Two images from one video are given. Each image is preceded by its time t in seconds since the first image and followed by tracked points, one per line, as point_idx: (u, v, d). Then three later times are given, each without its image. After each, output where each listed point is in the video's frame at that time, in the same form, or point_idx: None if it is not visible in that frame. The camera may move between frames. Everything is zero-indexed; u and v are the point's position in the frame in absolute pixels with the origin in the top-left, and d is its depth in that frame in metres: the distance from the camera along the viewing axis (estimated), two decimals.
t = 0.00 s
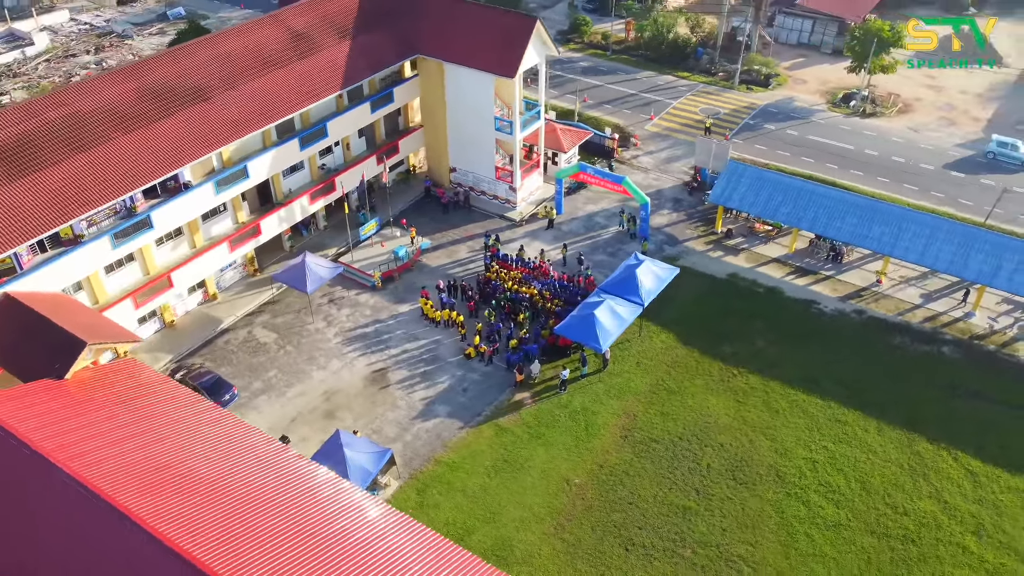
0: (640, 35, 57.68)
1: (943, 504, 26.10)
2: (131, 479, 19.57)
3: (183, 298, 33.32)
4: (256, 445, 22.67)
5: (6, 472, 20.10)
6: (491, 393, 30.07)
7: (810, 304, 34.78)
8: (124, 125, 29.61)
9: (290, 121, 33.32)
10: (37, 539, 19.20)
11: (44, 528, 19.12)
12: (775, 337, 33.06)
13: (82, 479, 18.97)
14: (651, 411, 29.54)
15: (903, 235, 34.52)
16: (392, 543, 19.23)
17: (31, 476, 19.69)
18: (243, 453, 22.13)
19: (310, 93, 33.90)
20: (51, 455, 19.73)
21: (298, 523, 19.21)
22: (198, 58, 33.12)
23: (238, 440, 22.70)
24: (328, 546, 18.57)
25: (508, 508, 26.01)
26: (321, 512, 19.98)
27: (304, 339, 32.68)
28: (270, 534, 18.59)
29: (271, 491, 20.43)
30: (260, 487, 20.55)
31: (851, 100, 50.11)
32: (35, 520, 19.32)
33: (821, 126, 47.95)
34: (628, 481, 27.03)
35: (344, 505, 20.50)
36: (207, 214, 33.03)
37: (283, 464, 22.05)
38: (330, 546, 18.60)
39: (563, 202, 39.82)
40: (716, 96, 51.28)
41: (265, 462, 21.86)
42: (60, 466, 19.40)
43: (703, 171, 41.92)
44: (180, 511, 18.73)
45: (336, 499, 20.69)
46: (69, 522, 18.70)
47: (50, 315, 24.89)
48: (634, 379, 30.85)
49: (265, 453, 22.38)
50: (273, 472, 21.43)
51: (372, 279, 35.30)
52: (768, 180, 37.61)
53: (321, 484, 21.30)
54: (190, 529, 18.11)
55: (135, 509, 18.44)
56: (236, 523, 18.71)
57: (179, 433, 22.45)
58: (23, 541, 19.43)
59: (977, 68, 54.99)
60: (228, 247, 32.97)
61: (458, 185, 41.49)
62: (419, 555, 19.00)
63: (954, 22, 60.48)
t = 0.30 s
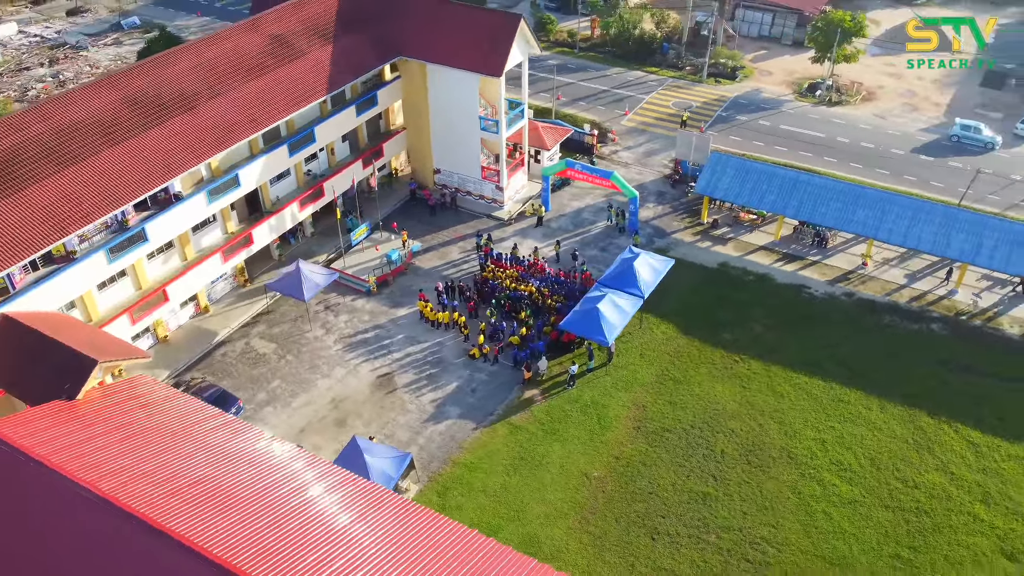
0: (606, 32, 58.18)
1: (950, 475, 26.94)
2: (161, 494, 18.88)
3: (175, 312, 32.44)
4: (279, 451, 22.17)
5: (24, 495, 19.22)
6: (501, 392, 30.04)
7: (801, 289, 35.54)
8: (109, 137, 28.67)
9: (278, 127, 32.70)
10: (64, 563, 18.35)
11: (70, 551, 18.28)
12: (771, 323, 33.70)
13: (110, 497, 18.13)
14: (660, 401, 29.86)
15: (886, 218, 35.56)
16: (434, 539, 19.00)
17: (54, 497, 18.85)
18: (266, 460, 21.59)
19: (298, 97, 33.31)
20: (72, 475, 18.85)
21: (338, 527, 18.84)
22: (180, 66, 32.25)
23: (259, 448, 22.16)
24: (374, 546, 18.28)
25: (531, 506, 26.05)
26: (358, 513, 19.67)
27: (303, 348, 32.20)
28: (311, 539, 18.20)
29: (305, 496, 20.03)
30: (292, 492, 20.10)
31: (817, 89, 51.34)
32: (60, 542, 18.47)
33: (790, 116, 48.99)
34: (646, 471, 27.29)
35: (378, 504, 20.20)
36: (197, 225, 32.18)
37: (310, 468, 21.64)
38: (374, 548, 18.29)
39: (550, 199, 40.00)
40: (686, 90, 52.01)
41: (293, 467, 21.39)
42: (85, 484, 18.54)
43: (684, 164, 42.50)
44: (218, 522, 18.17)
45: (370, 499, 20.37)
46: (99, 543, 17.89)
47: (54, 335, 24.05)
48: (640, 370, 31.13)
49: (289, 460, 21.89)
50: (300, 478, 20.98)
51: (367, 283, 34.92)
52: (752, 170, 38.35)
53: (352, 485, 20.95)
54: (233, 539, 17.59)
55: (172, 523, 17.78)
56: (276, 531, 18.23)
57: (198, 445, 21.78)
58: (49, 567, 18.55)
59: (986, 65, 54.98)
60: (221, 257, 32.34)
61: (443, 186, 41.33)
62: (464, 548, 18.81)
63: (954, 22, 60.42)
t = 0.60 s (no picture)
0: (576, 31, 58.56)
1: (953, 449, 27.76)
2: (192, 507, 18.32)
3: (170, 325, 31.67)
4: (304, 459, 21.79)
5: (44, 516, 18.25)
6: (509, 390, 30.06)
7: (792, 276, 36.25)
8: (100, 149, 27.87)
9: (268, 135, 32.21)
10: None
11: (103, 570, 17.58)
12: (766, 310, 34.31)
13: (139, 511, 17.42)
14: (667, 391, 30.21)
15: (870, 203, 36.53)
16: (480, 541, 18.88)
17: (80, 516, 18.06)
18: (293, 467, 21.15)
19: (287, 104, 32.86)
20: (96, 489, 18.13)
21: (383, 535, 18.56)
22: (165, 75, 31.52)
23: (283, 453, 21.72)
24: (419, 549, 18.18)
25: (552, 501, 26.14)
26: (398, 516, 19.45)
27: (305, 355, 31.79)
28: (358, 549, 17.90)
29: (341, 503, 19.69)
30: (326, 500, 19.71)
31: (786, 81, 52.37)
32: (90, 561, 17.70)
33: (763, 107, 49.90)
34: (661, 461, 27.58)
35: (416, 508, 19.95)
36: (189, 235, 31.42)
37: (337, 471, 21.24)
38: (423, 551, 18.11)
39: (539, 197, 40.16)
40: (659, 85, 52.62)
41: (321, 471, 21.03)
42: (111, 497, 17.81)
43: (665, 158, 43.01)
44: (257, 535, 17.74)
45: (407, 504, 20.13)
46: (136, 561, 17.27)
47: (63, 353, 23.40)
48: (644, 362, 31.45)
49: (315, 465, 21.47)
50: (332, 484, 20.61)
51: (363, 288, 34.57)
52: (737, 161, 39.05)
53: (386, 490, 20.81)
54: (277, 552, 17.20)
55: (210, 537, 17.26)
56: (320, 542, 17.88)
57: (220, 454, 21.20)
58: None
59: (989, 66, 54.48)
60: (217, 267, 31.79)
61: (429, 188, 41.22)
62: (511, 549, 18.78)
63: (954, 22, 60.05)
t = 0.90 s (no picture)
0: (541, 29, 58.86)
1: (952, 422, 28.73)
2: (248, 526, 18.18)
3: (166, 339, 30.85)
4: (335, 469, 21.62)
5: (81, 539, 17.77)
6: (518, 387, 30.12)
7: (780, 262, 37.03)
8: (93, 161, 27.18)
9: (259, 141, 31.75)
10: None
11: None
12: (759, 296, 35.01)
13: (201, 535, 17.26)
14: (673, 380, 30.63)
15: (850, 188, 37.53)
16: (531, 549, 19.13)
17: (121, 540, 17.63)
18: (332, 479, 21.06)
19: (277, 109, 32.45)
20: (149, 515, 17.85)
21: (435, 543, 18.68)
22: (150, 84, 30.86)
23: (314, 466, 21.51)
24: (467, 558, 18.27)
25: (574, 495, 26.32)
26: (446, 526, 19.55)
27: (307, 363, 31.38)
28: (416, 558, 17.97)
29: (388, 514, 19.73)
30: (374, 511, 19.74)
31: (752, 72, 53.41)
32: None
33: (732, 99, 50.85)
34: (675, 449, 27.96)
35: (461, 518, 20.10)
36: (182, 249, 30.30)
37: (379, 484, 21.31)
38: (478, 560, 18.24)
39: (525, 195, 40.31)
40: (629, 81, 53.23)
41: (356, 484, 20.92)
42: (167, 523, 17.56)
43: (646, 151, 43.53)
44: (317, 551, 17.68)
45: (452, 513, 20.28)
46: None
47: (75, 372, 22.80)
48: (647, 352, 31.81)
49: (354, 476, 21.45)
50: (374, 494, 20.62)
51: (359, 293, 34.27)
52: (719, 152, 39.73)
53: (425, 499, 20.86)
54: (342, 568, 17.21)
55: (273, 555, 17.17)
56: (379, 554, 17.92)
57: (256, 468, 20.96)
58: None
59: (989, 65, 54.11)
60: (213, 278, 31.07)
61: (414, 190, 41.01)
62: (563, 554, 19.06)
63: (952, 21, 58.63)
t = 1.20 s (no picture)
0: (511, 29, 58.98)
1: (950, 398, 29.66)
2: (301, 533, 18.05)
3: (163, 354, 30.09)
4: (362, 474, 21.52)
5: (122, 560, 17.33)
6: (527, 385, 30.22)
7: (769, 250, 37.74)
8: (88, 173, 26.45)
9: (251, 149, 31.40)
10: None
11: None
12: (752, 285, 35.64)
13: (259, 552, 16.93)
14: (678, 371, 31.03)
15: (832, 175, 38.43)
16: (575, 542, 19.44)
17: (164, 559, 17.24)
18: (369, 482, 21.03)
19: (267, 117, 32.13)
20: (199, 532, 17.48)
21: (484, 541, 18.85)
22: (137, 90, 29.94)
23: (342, 471, 21.38)
24: (511, 557, 18.36)
25: (594, 489, 26.51)
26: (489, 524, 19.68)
27: (311, 372, 31.01)
28: (470, 558, 18.11)
29: (433, 516, 19.73)
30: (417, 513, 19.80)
31: (722, 66, 54.25)
32: None
33: (705, 93, 51.62)
34: (688, 438, 28.36)
35: (502, 516, 20.25)
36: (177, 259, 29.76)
37: (415, 485, 21.37)
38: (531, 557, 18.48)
39: (513, 194, 40.40)
40: (602, 78, 53.66)
41: (386, 487, 20.86)
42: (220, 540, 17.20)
43: (627, 147, 43.94)
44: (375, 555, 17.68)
45: (492, 510, 20.43)
46: None
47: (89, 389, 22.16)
48: (650, 345, 32.18)
49: (389, 481, 21.46)
50: (413, 496, 20.68)
51: (356, 298, 33.99)
52: (702, 145, 40.31)
53: (458, 497, 20.93)
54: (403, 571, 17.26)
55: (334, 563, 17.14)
56: (431, 557, 17.91)
57: (290, 475, 20.75)
58: None
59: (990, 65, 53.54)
60: (211, 289, 30.47)
61: (401, 193, 40.81)
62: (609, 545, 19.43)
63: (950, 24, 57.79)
